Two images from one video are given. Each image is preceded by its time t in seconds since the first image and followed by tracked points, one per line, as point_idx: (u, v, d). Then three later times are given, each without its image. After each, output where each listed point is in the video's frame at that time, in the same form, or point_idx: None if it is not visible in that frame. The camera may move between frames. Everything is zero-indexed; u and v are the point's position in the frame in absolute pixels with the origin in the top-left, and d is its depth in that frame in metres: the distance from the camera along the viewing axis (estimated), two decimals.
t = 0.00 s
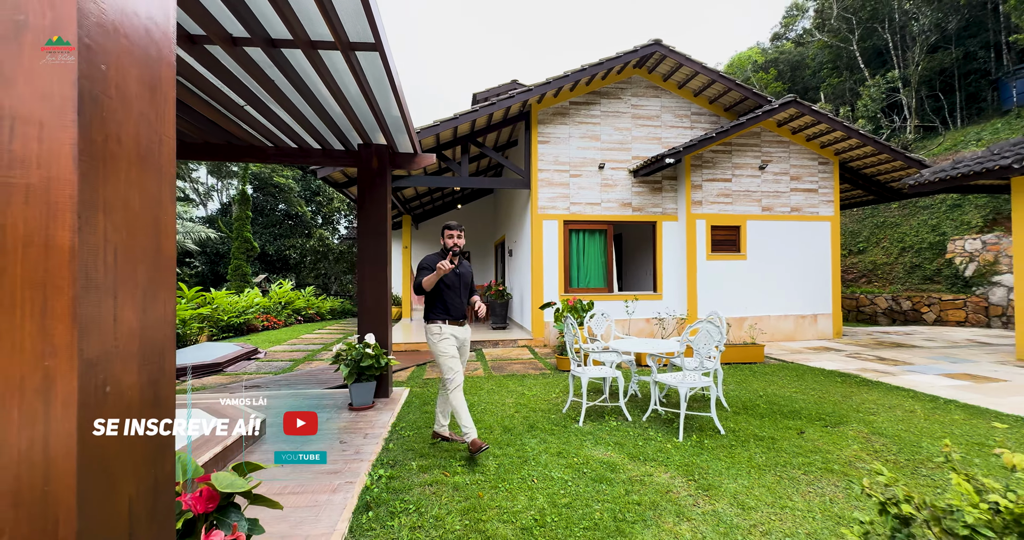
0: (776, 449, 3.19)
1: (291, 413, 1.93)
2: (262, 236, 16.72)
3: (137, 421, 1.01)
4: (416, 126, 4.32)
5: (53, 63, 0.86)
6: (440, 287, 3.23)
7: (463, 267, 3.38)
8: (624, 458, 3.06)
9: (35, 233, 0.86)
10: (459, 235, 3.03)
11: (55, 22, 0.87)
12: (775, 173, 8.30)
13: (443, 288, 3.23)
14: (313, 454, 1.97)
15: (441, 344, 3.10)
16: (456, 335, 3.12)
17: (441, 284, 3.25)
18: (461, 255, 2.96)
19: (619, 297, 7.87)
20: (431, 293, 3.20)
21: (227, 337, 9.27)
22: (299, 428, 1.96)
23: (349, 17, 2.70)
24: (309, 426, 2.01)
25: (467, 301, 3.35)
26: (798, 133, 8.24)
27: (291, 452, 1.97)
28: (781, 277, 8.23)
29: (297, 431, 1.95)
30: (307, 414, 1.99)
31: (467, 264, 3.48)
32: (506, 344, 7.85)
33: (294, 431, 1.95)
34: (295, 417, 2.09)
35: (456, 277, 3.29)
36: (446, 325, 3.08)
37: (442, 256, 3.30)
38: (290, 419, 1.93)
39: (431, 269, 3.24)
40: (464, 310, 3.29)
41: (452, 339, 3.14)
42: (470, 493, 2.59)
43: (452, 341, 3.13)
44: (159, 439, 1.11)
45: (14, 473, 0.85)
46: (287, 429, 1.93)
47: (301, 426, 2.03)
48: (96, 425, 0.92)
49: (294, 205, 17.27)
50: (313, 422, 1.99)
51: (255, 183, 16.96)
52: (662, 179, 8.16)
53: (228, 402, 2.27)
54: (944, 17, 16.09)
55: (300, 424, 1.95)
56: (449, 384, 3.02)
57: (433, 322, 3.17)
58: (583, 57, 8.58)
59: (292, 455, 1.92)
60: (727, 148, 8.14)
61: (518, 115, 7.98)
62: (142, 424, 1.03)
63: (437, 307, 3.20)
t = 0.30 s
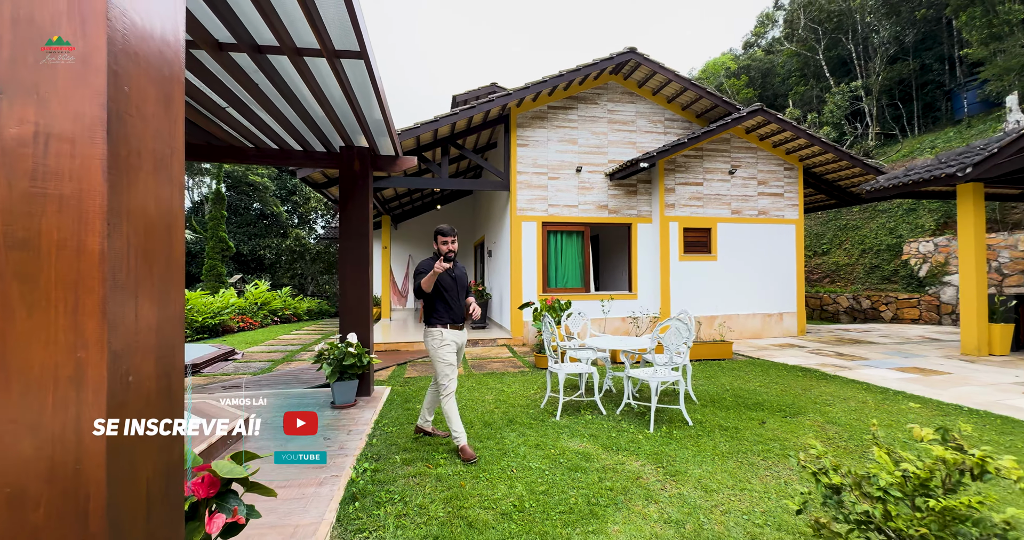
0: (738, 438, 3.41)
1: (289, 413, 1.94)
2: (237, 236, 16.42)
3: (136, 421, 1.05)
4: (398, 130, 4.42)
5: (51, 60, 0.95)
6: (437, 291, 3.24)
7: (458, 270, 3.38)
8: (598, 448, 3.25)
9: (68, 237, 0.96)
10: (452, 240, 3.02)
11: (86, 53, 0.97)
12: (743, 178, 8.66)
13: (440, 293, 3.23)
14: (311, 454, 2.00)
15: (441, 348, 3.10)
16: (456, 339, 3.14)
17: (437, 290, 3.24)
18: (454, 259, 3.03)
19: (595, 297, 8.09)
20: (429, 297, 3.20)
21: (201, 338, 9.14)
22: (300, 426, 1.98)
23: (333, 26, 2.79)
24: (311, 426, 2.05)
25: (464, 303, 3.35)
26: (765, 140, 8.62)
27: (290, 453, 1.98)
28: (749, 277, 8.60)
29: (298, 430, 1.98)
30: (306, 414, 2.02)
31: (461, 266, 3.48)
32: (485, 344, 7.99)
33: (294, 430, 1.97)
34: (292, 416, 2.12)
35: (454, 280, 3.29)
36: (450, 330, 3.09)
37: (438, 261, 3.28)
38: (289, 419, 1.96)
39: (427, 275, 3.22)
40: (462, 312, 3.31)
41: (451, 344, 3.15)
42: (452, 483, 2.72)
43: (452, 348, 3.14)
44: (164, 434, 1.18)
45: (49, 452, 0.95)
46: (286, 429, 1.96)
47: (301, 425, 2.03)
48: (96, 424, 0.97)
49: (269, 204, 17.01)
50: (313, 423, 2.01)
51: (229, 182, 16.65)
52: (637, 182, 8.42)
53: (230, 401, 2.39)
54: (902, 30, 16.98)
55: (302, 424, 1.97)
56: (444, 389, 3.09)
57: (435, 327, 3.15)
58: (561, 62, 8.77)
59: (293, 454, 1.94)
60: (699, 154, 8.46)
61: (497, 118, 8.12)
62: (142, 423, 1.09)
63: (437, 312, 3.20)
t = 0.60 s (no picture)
0: (707, 428, 3.63)
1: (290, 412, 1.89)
2: (209, 235, 16.03)
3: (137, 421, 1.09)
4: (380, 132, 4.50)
5: (52, 59, 1.04)
6: (434, 291, 3.28)
7: (452, 267, 3.40)
8: (576, 439, 3.41)
9: (96, 239, 1.06)
10: (445, 236, 3.11)
11: (112, 69, 1.07)
12: (714, 181, 9.01)
13: (436, 293, 3.26)
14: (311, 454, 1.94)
15: (435, 346, 3.18)
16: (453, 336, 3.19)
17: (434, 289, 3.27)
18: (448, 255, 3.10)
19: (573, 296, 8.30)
20: (426, 297, 3.24)
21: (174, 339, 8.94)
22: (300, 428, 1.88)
23: (321, 31, 2.86)
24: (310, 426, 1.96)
25: (462, 299, 3.40)
26: (735, 145, 8.98)
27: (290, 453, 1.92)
28: (720, 276, 8.95)
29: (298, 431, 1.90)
30: (307, 414, 1.94)
31: (456, 263, 3.51)
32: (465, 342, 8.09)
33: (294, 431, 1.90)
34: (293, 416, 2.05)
35: (449, 278, 3.31)
36: (447, 328, 3.15)
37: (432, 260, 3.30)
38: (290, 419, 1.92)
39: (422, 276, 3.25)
40: (460, 308, 3.35)
41: (447, 341, 3.19)
42: (436, 473, 2.84)
43: (446, 347, 3.18)
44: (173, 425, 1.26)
45: (78, 434, 1.04)
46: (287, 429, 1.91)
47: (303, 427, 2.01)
48: (97, 424, 1.05)
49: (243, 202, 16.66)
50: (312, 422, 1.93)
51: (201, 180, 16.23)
52: (613, 185, 8.67)
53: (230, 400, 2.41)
54: (864, 42, 17.84)
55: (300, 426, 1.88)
56: (434, 385, 3.19)
57: (433, 326, 3.20)
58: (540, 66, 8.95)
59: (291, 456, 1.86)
60: (672, 157, 8.76)
61: (477, 120, 8.23)
62: (142, 424, 1.11)
63: (434, 310, 3.24)
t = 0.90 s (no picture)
0: (678, 419, 3.84)
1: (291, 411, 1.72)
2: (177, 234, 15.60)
3: (137, 421, 1.14)
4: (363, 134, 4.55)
5: (53, 58, 1.10)
6: (429, 290, 3.33)
7: (450, 267, 3.45)
8: (555, 432, 3.57)
9: (115, 241, 1.13)
10: (441, 236, 3.19)
11: (133, 79, 1.14)
12: (687, 185, 9.33)
13: (430, 294, 3.32)
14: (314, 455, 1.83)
15: (428, 348, 3.25)
16: (443, 337, 3.25)
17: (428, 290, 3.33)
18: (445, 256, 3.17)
19: (551, 296, 8.46)
20: (421, 297, 3.31)
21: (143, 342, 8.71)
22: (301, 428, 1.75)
23: (308, 36, 2.92)
24: (311, 425, 1.83)
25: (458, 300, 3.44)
26: (706, 150, 9.33)
27: (289, 452, 1.84)
28: (692, 277, 9.28)
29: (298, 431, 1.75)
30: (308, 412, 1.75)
31: (455, 263, 3.55)
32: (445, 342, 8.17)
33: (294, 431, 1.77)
34: (294, 416, 2.00)
35: (444, 279, 3.37)
36: (440, 329, 3.21)
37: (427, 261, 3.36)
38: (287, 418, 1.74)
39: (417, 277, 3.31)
40: (456, 308, 3.40)
41: (440, 342, 3.24)
42: (422, 466, 2.95)
43: (437, 349, 3.23)
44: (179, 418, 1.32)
45: (99, 423, 1.12)
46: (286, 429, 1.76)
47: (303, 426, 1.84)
48: (96, 425, 1.12)
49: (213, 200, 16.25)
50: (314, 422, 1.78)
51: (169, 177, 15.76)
52: (590, 187, 8.88)
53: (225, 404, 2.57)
54: (827, 51, 18.67)
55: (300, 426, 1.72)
56: (427, 384, 3.27)
57: (427, 326, 3.27)
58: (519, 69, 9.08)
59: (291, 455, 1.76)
60: (647, 161, 9.04)
61: (456, 121, 8.32)
62: (143, 424, 1.15)
63: (429, 310, 3.31)
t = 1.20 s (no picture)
0: (651, 412, 4.03)
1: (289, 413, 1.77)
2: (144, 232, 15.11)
3: (136, 420, 1.19)
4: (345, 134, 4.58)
5: (51, 57, 1.16)
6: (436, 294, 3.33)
7: (459, 273, 3.46)
8: (535, 427, 3.71)
9: (131, 242, 1.20)
10: (455, 239, 3.28)
11: (147, 89, 1.22)
12: (661, 188, 9.63)
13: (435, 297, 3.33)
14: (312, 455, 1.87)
15: (429, 349, 3.28)
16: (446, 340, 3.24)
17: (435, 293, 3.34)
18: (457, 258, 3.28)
19: (530, 296, 8.61)
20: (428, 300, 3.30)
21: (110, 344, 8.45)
22: (299, 428, 1.79)
23: (294, 40, 2.97)
24: (311, 427, 1.80)
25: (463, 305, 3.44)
26: (679, 154, 9.64)
27: (288, 453, 1.88)
28: (665, 276, 9.58)
29: (297, 431, 1.79)
30: (306, 415, 1.77)
31: (463, 269, 3.55)
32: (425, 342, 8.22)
33: (293, 430, 1.82)
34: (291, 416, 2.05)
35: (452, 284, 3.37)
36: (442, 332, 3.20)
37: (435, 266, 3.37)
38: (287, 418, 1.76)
39: (423, 281, 3.32)
40: (461, 313, 3.38)
41: (440, 346, 3.23)
42: (408, 460, 3.04)
43: (436, 352, 3.24)
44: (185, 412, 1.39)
45: (116, 414, 1.19)
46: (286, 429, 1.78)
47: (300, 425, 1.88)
48: (96, 425, 1.18)
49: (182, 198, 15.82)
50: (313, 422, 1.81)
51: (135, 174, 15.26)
52: (568, 189, 9.07)
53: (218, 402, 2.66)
54: (793, 61, 19.47)
55: (300, 427, 1.76)
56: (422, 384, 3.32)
57: (430, 328, 3.27)
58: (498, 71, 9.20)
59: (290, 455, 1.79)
60: (623, 164, 9.29)
61: (436, 122, 8.37)
62: (142, 424, 1.21)
63: (434, 314, 3.30)
